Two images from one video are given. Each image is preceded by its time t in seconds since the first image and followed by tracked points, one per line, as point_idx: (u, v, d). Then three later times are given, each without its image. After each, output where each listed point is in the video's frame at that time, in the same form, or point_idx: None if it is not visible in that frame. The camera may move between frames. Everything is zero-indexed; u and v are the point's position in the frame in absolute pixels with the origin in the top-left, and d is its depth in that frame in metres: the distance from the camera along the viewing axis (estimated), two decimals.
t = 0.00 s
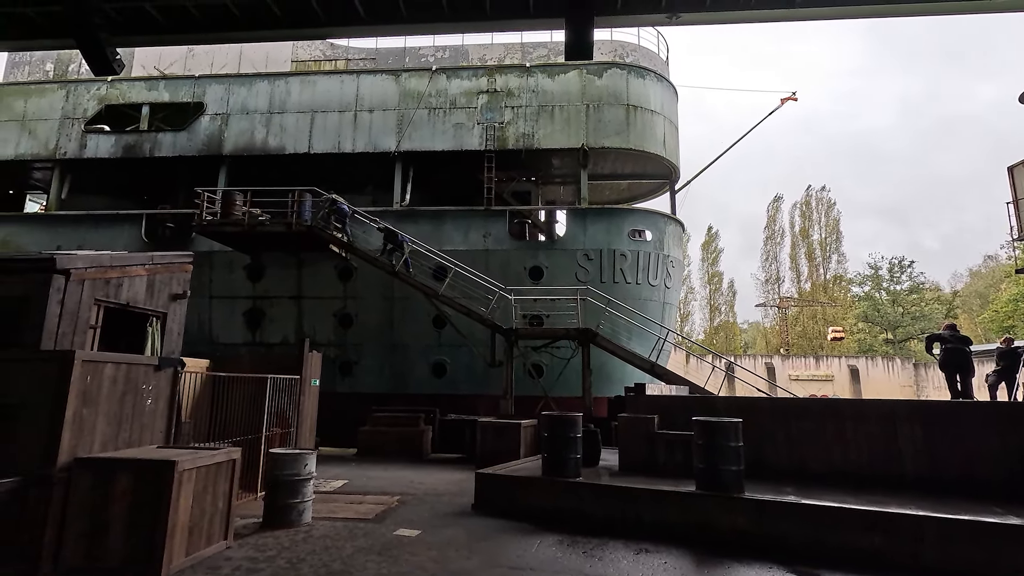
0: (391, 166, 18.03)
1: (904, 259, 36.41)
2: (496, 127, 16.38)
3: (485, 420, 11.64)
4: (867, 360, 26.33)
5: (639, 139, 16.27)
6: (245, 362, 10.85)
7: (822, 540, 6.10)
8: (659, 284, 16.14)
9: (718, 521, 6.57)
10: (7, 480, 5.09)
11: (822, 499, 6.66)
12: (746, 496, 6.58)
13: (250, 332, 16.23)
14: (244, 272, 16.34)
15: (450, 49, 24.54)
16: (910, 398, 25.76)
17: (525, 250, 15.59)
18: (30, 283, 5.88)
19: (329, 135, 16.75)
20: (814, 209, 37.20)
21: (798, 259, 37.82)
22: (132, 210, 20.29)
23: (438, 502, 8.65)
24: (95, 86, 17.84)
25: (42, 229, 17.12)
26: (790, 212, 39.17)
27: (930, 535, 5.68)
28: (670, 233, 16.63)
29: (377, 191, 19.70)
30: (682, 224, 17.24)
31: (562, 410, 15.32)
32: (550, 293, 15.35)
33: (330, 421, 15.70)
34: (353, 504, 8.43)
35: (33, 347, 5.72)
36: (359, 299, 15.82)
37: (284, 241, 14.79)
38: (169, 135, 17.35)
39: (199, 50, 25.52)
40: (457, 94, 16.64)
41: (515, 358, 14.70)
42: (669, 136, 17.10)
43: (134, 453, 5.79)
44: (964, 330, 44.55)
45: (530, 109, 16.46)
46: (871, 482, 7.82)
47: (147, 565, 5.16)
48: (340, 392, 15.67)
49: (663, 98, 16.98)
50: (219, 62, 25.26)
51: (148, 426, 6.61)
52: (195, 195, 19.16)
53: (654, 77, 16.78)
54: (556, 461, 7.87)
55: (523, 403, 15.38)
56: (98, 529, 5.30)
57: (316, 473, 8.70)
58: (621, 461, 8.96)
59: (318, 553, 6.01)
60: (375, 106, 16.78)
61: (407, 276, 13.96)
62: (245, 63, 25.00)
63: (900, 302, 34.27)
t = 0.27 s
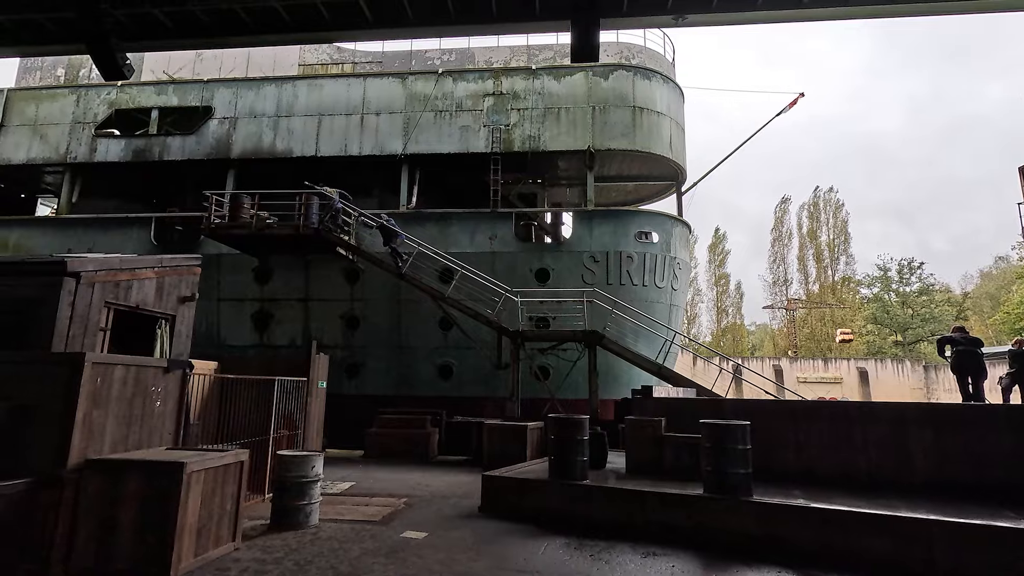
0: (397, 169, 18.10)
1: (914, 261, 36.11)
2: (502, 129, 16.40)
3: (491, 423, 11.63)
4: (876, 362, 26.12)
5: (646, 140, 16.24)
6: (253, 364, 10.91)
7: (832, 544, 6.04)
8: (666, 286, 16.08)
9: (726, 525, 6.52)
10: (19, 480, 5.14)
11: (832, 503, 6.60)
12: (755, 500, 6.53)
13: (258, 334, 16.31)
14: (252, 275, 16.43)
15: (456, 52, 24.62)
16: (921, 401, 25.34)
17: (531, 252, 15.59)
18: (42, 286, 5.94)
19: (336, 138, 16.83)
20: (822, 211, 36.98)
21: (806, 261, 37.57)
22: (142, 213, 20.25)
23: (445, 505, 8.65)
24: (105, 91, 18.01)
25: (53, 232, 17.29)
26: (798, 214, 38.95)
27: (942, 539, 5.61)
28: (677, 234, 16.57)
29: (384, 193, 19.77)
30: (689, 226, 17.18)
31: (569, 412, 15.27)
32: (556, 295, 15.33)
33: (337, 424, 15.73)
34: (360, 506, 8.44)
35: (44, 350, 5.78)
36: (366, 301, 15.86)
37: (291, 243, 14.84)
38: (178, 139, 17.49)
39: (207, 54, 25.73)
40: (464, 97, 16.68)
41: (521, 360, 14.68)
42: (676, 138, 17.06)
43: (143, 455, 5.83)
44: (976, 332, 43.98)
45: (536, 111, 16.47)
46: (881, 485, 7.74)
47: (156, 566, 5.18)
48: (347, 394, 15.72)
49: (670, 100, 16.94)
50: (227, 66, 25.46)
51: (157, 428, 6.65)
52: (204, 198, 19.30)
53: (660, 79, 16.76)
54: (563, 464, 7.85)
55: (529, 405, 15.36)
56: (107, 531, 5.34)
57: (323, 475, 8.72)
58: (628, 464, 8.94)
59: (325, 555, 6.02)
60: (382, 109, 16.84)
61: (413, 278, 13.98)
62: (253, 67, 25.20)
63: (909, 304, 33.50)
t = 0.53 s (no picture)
0: (404, 171, 18.16)
1: (924, 262, 35.78)
2: (509, 131, 16.41)
3: (498, 424, 11.63)
4: (886, 364, 25.89)
5: (653, 142, 16.21)
6: (261, 365, 10.98)
7: (842, 548, 5.99)
8: (673, 287, 16.04)
9: (735, 528, 6.49)
10: (31, 481, 5.19)
11: (842, 506, 6.54)
12: (764, 503, 6.49)
13: (265, 336, 16.39)
14: (260, 277, 16.53)
15: (463, 55, 24.69)
16: (931, 404, 25.19)
17: (538, 254, 15.58)
18: (54, 288, 6.00)
19: (343, 140, 16.91)
20: (831, 211, 36.76)
21: (814, 262, 37.35)
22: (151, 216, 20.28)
23: (452, 507, 8.65)
24: (115, 95, 18.18)
25: (64, 235, 17.47)
26: (806, 215, 38.73)
27: (955, 543, 5.55)
28: (684, 236, 16.52)
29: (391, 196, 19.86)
30: (696, 227, 17.12)
31: (576, 414, 15.25)
32: (563, 297, 15.31)
33: (344, 425, 15.77)
34: (367, 507, 8.47)
35: (55, 351, 5.83)
36: (373, 303, 15.91)
37: (299, 245, 14.91)
38: (187, 142, 17.63)
39: (216, 58, 25.94)
40: (470, 99, 16.72)
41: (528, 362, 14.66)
42: (683, 139, 17.02)
43: (152, 456, 5.87)
44: (988, 334, 43.51)
45: (542, 113, 16.48)
46: (891, 489, 7.67)
47: (165, 566, 5.21)
48: (354, 396, 15.77)
49: (677, 101, 16.89)
50: (236, 70, 25.66)
51: (166, 430, 6.70)
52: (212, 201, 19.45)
53: (667, 80, 16.72)
54: (570, 466, 7.83)
55: (536, 407, 15.34)
56: (117, 531, 5.38)
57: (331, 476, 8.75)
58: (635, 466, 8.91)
59: (333, 557, 6.04)
60: (389, 112, 16.91)
61: (420, 280, 14.00)
62: (262, 71, 25.39)
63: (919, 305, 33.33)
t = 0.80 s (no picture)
0: (411, 173, 18.22)
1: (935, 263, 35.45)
2: (515, 133, 16.43)
3: (505, 426, 11.63)
4: (896, 366, 25.65)
5: (659, 143, 16.18)
6: (270, 367, 11.05)
7: (852, 551, 5.94)
8: (680, 289, 15.98)
9: (744, 531, 6.45)
10: (43, 482, 5.24)
11: (852, 510, 6.49)
12: (772, 506, 6.45)
13: (274, 338, 16.48)
14: (268, 278, 16.63)
15: (470, 57, 24.75)
16: (942, 406, 24.92)
17: (545, 255, 15.58)
18: (66, 290, 6.07)
19: (351, 143, 16.99)
20: (839, 212, 36.51)
21: (823, 263, 37.09)
22: (161, 218, 20.69)
23: (460, 508, 8.66)
24: (126, 99, 18.36)
25: (76, 237, 17.65)
26: (815, 216, 38.48)
27: (967, 547, 5.49)
28: (691, 237, 16.46)
29: (398, 198, 19.92)
30: (703, 229, 17.06)
31: (583, 416, 15.22)
32: (570, 298, 15.30)
33: (351, 426, 15.81)
34: (375, 509, 8.48)
35: (67, 353, 5.89)
36: (380, 305, 15.96)
37: (307, 247, 14.98)
38: (196, 145, 17.77)
39: (225, 61, 26.14)
40: (477, 101, 16.75)
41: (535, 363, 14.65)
42: (690, 140, 16.97)
43: (163, 457, 5.91)
44: (1000, 336, 42.95)
45: (548, 115, 16.49)
46: (902, 492, 7.60)
47: (175, 567, 5.25)
48: (361, 397, 15.83)
49: (683, 101, 16.85)
50: (245, 73, 25.85)
51: (176, 430, 6.76)
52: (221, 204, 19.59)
53: (674, 81, 16.69)
54: (578, 468, 7.82)
55: (543, 409, 15.33)
56: (128, 532, 5.42)
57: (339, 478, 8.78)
58: (643, 468, 8.89)
59: (341, 558, 6.06)
60: (396, 114, 16.97)
61: (427, 282, 14.02)
62: (270, 74, 25.57)
63: (929, 306, 32.98)
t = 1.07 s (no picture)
0: (417, 176, 18.27)
1: (944, 264, 35.15)
2: (521, 135, 16.44)
3: (512, 428, 11.62)
4: (905, 368, 25.43)
5: (666, 144, 16.14)
6: (277, 369, 11.10)
7: (862, 555, 5.89)
8: (687, 291, 15.94)
9: (752, 535, 6.41)
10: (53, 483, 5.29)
11: (861, 514, 6.43)
12: (781, 510, 6.40)
13: (281, 340, 16.56)
14: (276, 281, 16.70)
15: (476, 60, 24.83)
16: (953, 409, 24.69)
17: (551, 257, 15.58)
18: (76, 293, 6.13)
19: (357, 145, 17.06)
20: (847, 214, 36.31)
21: (830, 265, 36.87)
22: (169, 221, 21.03)
23: (466, 511, 8.66)
24: (135, 103, 18.51)
25: (86, 240, 17.80)
26: (822, 217, 38.28)
27: (979, 552, 5.43)
28: (698, 239, 16.40)
29: (404, 200, 19.98)
30: (710, 230, 17.00)
31: (589, 418, 15.19)
32: (576, 300, 15.27)
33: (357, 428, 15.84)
34: (381, 511, 8.50)
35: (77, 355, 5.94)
36: (387, 307, 16.01)
37: (314, 250, 15.04)
38: (205, 149, 17.91)
39: (233, 65, 26.34)
40: (483, 104, 16.78)
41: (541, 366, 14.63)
42: (696, 142, 16.93)
43: (170, 459, 5.94)
44: (1011, 339, 42.46)
45: (554, 117, 16.49)
46: (912, 496, 7.53)
47: (182, 569, 5.27)
48: (368, 399, 15.87)
49: (690, 103, 16.82)
50: (252, 77, 26.05)
51: (184, 432, 6.79)
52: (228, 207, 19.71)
53: (680, 83, 16.66)
54: (584, 471, 7.79)
55: (549, 411, 15.30)
56: (137, 533, 5.45)
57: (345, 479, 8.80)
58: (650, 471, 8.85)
59: (347, 560, 6.07)
60: (402, 117, 17.03)
61: (433, 284, 14.03)
62: (277, 78, 25.75)
63: (939, 308, 32.68)
